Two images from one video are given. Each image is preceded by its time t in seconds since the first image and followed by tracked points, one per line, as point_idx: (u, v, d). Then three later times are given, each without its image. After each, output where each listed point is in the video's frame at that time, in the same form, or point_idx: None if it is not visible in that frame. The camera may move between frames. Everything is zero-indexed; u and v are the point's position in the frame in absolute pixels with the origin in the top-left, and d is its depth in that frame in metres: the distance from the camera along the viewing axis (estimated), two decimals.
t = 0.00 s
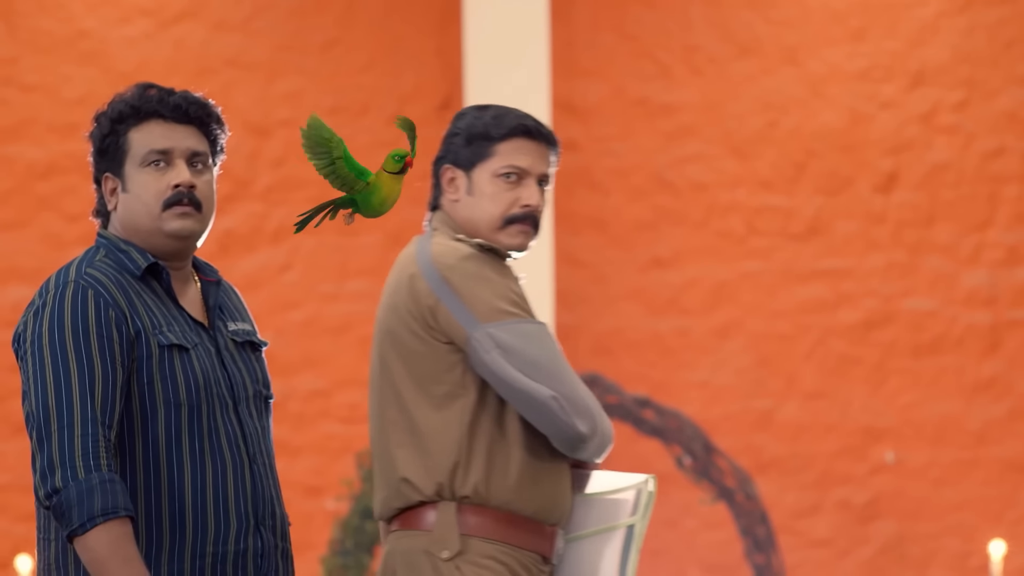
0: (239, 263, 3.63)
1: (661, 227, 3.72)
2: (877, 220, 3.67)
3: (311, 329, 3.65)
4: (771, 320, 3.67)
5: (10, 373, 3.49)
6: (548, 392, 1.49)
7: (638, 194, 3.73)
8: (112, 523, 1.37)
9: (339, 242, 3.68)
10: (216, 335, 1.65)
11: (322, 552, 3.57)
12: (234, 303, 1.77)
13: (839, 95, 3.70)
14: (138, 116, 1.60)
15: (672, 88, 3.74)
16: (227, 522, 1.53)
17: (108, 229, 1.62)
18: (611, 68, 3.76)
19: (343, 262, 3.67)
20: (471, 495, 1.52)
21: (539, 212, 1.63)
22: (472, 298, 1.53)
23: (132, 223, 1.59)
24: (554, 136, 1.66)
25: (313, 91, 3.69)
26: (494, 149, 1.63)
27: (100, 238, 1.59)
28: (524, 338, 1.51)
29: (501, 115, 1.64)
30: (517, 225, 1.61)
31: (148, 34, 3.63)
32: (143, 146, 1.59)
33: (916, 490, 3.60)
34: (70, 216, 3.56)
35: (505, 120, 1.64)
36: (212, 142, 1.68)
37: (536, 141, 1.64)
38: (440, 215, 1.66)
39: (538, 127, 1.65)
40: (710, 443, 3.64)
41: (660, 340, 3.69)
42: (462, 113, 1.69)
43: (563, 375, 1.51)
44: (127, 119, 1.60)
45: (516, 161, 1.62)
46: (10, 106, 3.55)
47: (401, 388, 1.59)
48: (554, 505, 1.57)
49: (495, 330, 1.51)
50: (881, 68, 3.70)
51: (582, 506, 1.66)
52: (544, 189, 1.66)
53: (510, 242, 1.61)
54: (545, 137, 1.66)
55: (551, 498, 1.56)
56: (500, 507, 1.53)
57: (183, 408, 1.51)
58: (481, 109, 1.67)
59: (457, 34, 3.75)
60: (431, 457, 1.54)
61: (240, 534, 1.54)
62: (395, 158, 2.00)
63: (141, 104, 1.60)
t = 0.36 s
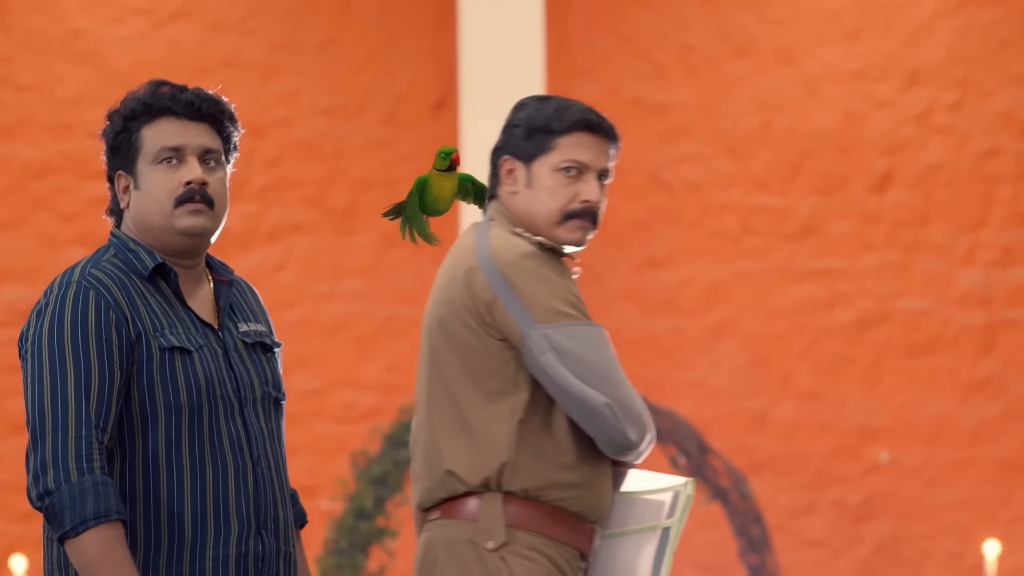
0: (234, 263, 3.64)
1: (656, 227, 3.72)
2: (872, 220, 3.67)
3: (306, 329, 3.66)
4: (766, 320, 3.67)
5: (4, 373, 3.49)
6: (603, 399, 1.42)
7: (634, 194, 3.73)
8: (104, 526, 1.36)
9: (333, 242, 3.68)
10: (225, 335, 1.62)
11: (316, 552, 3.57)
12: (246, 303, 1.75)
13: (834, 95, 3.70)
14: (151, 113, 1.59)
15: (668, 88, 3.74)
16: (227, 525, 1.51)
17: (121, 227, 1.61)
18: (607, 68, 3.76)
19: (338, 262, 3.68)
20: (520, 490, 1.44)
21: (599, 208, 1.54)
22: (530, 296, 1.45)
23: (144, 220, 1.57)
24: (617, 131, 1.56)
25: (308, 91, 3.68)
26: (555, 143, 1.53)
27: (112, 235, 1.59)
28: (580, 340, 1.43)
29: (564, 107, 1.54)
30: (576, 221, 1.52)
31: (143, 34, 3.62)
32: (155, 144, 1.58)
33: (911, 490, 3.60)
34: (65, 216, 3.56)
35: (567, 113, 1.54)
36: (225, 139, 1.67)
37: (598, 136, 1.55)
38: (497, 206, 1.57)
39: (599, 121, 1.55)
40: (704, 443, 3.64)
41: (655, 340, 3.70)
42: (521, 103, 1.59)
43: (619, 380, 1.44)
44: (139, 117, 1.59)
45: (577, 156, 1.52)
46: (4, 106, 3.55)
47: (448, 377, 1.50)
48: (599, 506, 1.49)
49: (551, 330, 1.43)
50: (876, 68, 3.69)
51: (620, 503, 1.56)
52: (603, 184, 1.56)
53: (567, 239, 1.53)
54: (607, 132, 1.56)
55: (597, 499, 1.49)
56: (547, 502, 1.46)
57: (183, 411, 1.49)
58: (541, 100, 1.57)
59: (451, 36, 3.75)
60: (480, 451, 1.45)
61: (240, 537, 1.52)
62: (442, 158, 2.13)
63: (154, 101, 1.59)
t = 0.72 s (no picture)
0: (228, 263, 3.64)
1: (650, 228, 3.72)
2: (866, 220, 3.67)
3: (300, 329, 3.65)
4: (759, 320, 3.68)
5: None
6: (648, 406, 1.45)
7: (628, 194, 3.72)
8: (79, 535, 1.36)
9: (327, 242, 3.68)
10: (234, 336, 1.60)
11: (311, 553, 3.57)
12: (261, 304, 1.72)
13: (828, 95, 3.70)
14: (162, 112, 1.58)
15: (662, 89, 3.74)
16: (228, 529, 1.49)
17: (134, 227, 1.60)
18: (601, 69, 3.76)
19: (332, 262, 3.68)
20: (558, 490, 1.48)
21: (641, 205, 1.57)
22: (574, 301, 1.48)
23: (156, 220, 1.56)
24: (658, 127, 1.59)
25: (303, 91, 3.68)
26: (597, 141, 1.56)
27: (125, 235, 1.58)
28: (625, 347, 1.47)
29: (605, 105, 1.57)
30: (618, 220, 1.56)
31: (137, 34, 3.62)
32: (167, 142, 1.57)
33: (905, 490, 3.60)
34: (59, 216, 3.55)
35: (609, 110, 1.57)
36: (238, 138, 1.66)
37: (640, 133, 1.58)
38: (537, 203, 1.61)
39: (642, 118, 1.57)
40: (698, 442, 3.65)
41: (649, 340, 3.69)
42: (562, 98, 1.61)
43: (663, 387, 1.47)
44: (151, 116, 1.58)
45: (619, 154, 1.56)
46: None
47: (485, 380, 1.52)
48: (633, 503, 1.54)
49: (595, 336, 1.46)
50: (869, 68, 3.70)
51: (654, 501, 1.61)
52: (645, 181, 1.59)
53: (609, 237, 1.56)
54: (649, 129, 1.58)
55: (632, 498, 1.53)
56: (582, 500, 1.50)
57: (184, 413, 1.48)
58: (583, 97, 1.60)
59: (445, 35, 3.75)
60: (518, 453, 1.48)
61: (242, 540, 1.50)
62: (502, 169, 1.91)
63: (165, 100, 1.58)
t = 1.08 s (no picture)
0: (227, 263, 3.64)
1: (649, 228, 3.73)
2: (864, 220, 3.67)
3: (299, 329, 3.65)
4: (757, 319, 3.69)
5: None
6: (670, 398, 1.43)
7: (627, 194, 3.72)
8: (69, 533, 1.35)
9: (325, 242, 3.68)
10: (251, 337, 1.57)
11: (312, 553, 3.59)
12: (284, 305, 1.68)
13: (826, 95, 3.70)
14: (182, 112, 1.58)
15: (660, 89, 3.74)
16: (233, 530, 1.46)
17: (154, 227, 1.61)
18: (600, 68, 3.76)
19: (330, 262, 3.68)
20: (586, 486, 1.47)
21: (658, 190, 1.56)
22: (594, 294, 1.48)
23: (175, 219, 1.56)
24: (671, 111, 1.59)
25: (301, 91, 3.68)
26: (610, 128, 1.56)
27: (145, 235, 1.58)
28: (645, 338, 1.46)
29: (616, 91, 1.57)
30: (636, 206, 1.55)
31: (135, 34, 3.62)
32: (186, 142, 1.57)
33: (903, 490, 3.60)
34: (57, 216, 3.55)
35: (620, 96, 1.56)
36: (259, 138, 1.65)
37: (653, 117, 1.57)
38: (555, 193, 1.61)
39: (654, 103, 1.57)
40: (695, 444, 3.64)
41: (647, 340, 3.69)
42: (573, 87, 1.61)
43: (685, 379, 1.46)
44: (171, 116, 1.58)
45: (634, 140, 1.55)
46: None
47: (510, 377, 1.52)
48: (662, 495, 1.52)
49: (615, 328, 1.46)
50: (868, 68, 3.70)
51: (683, 488, 1.66)
52: (661, 165, 1.59)
53: (628, 224, 1.56)
54: (661, 112, 1.58)
55: (661, 490, 1.52)
56: (610, 495, 1.48)
57: (192, 415, 1.46)
58: (594, 84, 1.59)
59: (444, 34, 3.74)
60: (543, 449, 1.47)
61: (248, 543, 1.47)
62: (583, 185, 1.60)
63: (184, 99, 1.58)
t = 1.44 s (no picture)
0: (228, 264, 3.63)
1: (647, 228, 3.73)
2: (863, 220, 3.67)
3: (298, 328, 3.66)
4: (756, 320, 3.69)
5: None
6: (670, 390, 1.42)
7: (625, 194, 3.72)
8: (80, 530, 1.32)
9: (324, 241, 3.68)
10: (272, 339, 1.50)
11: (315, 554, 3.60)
12: (313, 309, 1.60)
13: (825, 95, 3.70)
14: (207, 115, 1.52)
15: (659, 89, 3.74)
16: (245, 532, 1.40)
17: (180, 231, 1.55)
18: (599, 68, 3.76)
19: (329, 262, 3.68)
20: (592, 484, 1.46)
21: (657, 180, 1.54)
22: (591, 289, 1.47)
23: (199, 222, 1.50)
24: (667, 100, 1.57)
25: (300, 91, 3.68)
26: (604, 122, 1.55)
27: (171, 238, 1.53)
28: (645, 331, 1.44)
29: (609, 84, 1.55)
30: (636, 198, 1.53)
31: (135, 34, 3.62)
32: (211, 145, 1.51)
33: (901, 490, 3.60)
34: (56, 216, 3.55)
35: (613, 89, 1.55)
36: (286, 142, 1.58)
37: (647, 108, 1.56)
38: (555, 191, 1.59)
39: (648, 93, 1.55)
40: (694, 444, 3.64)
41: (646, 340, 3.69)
42: (567, 83, 1.60)
43: (687, 370, 1.43)
44: (196, 119, 1.52)
45: (629, 131, 1.54)
46: None
47: (515, 377, 1.52)
48: (676, 490, 1.49)
49: (614, 323, 1.44)
50: (867, 68, 3.70)
51: (701, 480, 1.56)
52: (659, 155, 1.57)
53: (629, 216, 1.54)
54: (656, 103, 1.56)
55: (674, 485, 1.49)
56: (620, 493, 1.47)
57: (206, 416, 1.41)
58: (588, 78, 1.58)
59: (442, 34, 3.75)
60: (548, 449, 1.47)
61: (260, 545, 1.41)
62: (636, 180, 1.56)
63: (208, 103, 1.52)
